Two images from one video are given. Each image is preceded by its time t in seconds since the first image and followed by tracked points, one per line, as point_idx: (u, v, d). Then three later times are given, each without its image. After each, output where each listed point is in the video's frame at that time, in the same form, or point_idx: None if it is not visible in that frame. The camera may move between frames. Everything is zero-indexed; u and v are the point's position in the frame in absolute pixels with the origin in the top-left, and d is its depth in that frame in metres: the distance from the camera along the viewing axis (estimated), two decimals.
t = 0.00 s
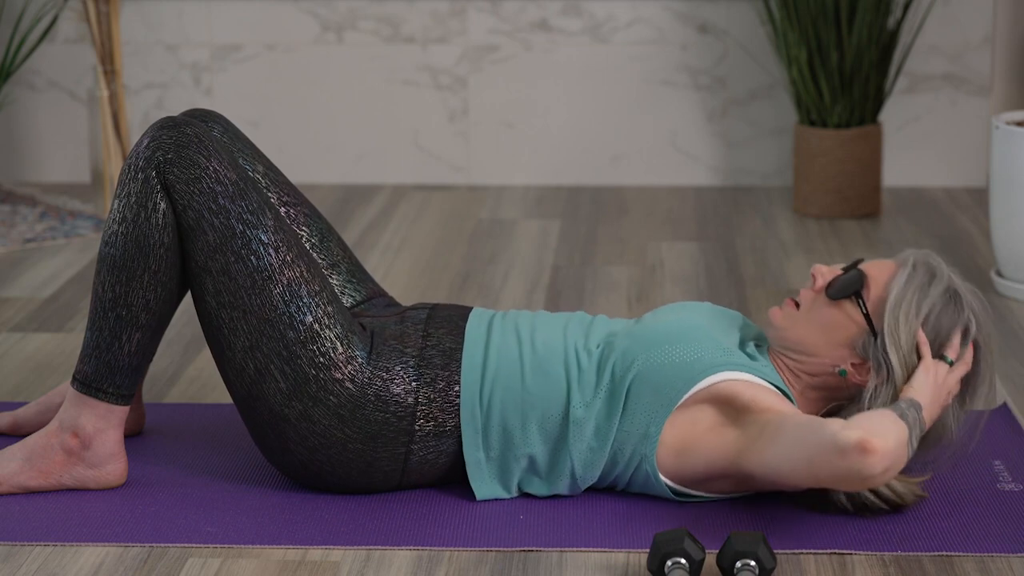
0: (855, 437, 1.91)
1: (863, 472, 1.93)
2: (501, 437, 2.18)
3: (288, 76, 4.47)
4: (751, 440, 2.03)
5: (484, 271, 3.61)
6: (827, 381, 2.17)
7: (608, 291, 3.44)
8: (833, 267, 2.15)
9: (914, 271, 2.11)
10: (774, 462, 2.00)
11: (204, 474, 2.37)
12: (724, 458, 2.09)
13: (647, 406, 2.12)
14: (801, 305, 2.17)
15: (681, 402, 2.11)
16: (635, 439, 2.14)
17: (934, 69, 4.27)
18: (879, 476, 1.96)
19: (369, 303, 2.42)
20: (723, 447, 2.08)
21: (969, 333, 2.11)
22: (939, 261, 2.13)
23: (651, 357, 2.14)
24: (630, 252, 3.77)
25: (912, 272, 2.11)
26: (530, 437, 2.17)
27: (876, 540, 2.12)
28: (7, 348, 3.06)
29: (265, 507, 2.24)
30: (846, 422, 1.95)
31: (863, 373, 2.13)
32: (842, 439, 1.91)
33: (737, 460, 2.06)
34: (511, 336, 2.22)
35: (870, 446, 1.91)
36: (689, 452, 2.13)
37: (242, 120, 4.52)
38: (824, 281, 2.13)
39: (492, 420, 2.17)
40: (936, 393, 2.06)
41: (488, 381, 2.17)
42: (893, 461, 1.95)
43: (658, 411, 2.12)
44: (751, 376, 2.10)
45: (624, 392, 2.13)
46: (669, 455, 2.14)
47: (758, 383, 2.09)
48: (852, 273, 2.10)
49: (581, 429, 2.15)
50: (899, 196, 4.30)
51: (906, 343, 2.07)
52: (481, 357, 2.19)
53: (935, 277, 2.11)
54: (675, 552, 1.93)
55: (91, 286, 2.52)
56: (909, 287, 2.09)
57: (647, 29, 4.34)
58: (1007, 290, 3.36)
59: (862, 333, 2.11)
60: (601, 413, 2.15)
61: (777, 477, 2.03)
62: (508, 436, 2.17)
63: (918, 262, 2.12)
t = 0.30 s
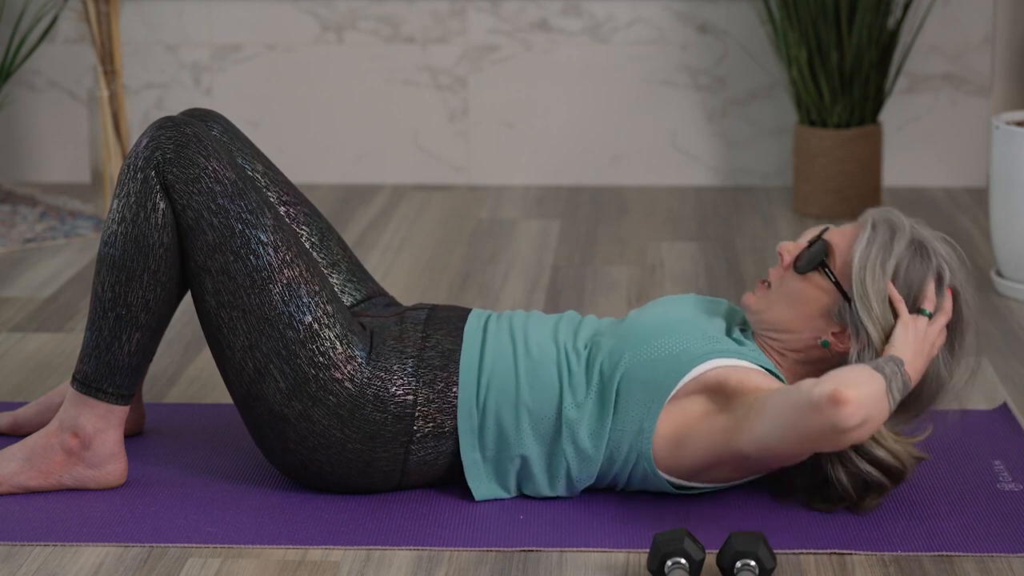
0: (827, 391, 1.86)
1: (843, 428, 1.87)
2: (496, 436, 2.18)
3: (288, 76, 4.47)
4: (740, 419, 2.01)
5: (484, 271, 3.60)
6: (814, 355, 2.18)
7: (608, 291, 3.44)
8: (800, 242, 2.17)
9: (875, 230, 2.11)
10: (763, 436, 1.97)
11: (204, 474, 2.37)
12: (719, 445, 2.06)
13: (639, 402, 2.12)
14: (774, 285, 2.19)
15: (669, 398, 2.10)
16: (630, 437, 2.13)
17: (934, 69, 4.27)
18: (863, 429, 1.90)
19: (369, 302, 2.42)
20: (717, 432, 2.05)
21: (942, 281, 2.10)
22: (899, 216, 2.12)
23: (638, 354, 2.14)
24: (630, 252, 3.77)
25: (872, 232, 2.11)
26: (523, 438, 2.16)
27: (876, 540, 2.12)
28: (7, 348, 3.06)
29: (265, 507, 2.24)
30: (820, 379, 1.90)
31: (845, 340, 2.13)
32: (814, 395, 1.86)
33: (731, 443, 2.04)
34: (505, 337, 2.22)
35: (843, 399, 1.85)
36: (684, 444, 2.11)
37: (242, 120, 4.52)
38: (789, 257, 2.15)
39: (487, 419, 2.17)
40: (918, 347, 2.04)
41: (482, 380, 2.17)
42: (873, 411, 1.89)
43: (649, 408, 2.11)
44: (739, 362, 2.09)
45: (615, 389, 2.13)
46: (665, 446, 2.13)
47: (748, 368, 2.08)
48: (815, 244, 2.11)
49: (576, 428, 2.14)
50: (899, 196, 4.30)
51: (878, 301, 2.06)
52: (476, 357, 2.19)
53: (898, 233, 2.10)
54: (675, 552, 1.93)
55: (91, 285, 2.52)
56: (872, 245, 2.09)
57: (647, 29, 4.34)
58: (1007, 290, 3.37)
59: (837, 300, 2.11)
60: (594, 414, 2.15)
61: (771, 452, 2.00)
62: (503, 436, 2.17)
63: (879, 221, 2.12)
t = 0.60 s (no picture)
0: (805, 371, 1.82)
1: (826, 406, 1.83)
2: (493, 437, 2.18)
3: (288, 76, 4.47)
4: (733, 406, 1.99)
5: (484, 271, 3.60)
6: (801, 335, 2.17)
7: (608, 291, 3.44)
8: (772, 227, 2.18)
9: (841, 203, 2.10)
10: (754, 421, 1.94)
11: (204, 475, 2.37)
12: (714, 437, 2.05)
13: (634, 400, 2.11)
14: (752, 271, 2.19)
15: (660, 392, 2.10)
16: (625, 435, 2.13)
17: (934, 69, 4.27)
18: (848, 406, 1.86)
19: (369, 302, 2.42)
20: (711, 420, 2.03)
21: (917, 245, 2.09)
22: (863, 185, 2.11)
23: (626, 350, 2.14)
24: (630, 252, 3.77)
25: (839, 206, 2.10)
26: (520, 439, 2.16)
27: (876, 540, 2.12)
28: (6, 348, 3.06)
29: (265, 507, 2.24)
30: (801, 359, 1.86)
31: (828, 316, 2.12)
32: (796, 373, 1.83)
33: (725, 431, 2.02)
34: (500, 338, 2.21)
35: (823, 375, 1.81)
36: (681, 434, 2.10)
37: (242, 120, 4.52)
38: (763, 242, 2.16)
39: (483, 420, 2.17)
40: (901, 313, 2.02)
41: (478, 380, 2.17)
42: (857, 387, 1.84)
43: (642, 405, 2.11)
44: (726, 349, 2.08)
45: (607, 388, 2.13)
46: (661, 447, 2.14)
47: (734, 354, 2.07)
48: (785, 225, 2.13)
49: (572, 428, 2.15)
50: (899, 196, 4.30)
51: (853, 273, 2.05)
52: (471, 358, 2.19)
53: (865, 202, 2.09)
54: (674, 552, 1.93)
55: (91, 285, 2.52)
56: (839, 218, 2.08)
57: (647, 29, 4.34)
58: (1007, 290, 3.37)
59: (816, 277, 2.11)
60: (588, 414, 2.15)
61: (766, 437, 1.97)
62: (499, 436, 2.17)
63: (843, 193, 2.12)
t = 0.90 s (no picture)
0: (783, 349, 1.85)
1: (808, 382, 1.85)
2: (492, 437, 2.18)
3: (288, 76, 4.47)
4: (727, 398, 2.02)
5: (484, 272, 3.60)
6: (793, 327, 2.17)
7: (608, 292, 3.44)
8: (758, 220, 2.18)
9: (824, 191, 2.10)
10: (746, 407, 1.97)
11: (205, 475, 2.37)
12: (710, 430, 2.07)
13: (630, 398, 2.11)
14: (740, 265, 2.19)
15: (658, 388, 2.10)
16: (622, 433, 2.13)
17: (934, 69, 4.27)
18: (830, 384, 1.88)
19: (369, 302, 2.42)
20: (706, 415, 2.06)
21: (903, 230, 2.09)
22: (844, 172, 2.11)
23: (621, 350, 2.13)
24: (630, 252, 3.77)
25: (822, 194, 2.10)
26: (518, 440, 2.16)
27: (876, 540, 2.12)
28: (6, 348, 3.06)
29: (265, 507, 2.23)
30: (781, 340, 1.89)
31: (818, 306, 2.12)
32: (774, 353, 1.86)
33: (721, 423, 2.04)
34: (499, 338, 2.21)
35: (801, 351, 1.83)
36: (677, 430, 2.12)
37: (242, 120, 4.52)
38: (750, 235, 2.16)
39: (482, 420, 2.17)
40: (888, 298, 2.02)
41: (476, 380, 2.17)
42: (836, 363, 1.86)
43: (637, 403, 2.11)
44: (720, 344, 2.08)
45: (603, 386, 2.13)
46: (659, 444, 2.15)
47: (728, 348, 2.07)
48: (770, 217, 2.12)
49: (570, 428, 2.14)
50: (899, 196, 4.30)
51: (840, 261, 2.05)
52: (469, 359, 2.18)
53: (847, 189, 2.09)
54: (674, 552, 1.93)
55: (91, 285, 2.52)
56: (823, 207, 2.08)
57: (647, 29, 4.34)
58: (1007, 290, 3.37)
59: (804, 268, 2.11)
60: (585, 413, 2.15)
61: (759, 422, 2.00)
62: (498, 436, 2.17)
63: (823, 181, 2.11)
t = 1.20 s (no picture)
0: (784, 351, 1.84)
1: (806, 385, 1.83)
2: (492, 437, 2.18)
3: (288, 76, 4.47)
4: (728, 400, 2.01)
5: (484, 272, 3.60)
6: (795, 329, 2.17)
7: (608, 292, 3.44)
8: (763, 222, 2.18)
9: (829, 194, 2.09)
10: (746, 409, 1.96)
11: (205, 475, 2.37)
12: (710, 433, 2.06)
13: (631, 399, 2.11)
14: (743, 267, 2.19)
15: (659, 391, 2.10)
16: (623, 434, 2.13)
17: (934, 69, 4.27)
18: (831, 387, 1.85)
19: (369, 302, 2.42)
20: (707, 417, 2.05)
21: (907, 235, 2.08)
22: (849, 175, 2.11)
23: (624, 349, 2.14)
24: (630, 252, 3.77)
25: (826, 198, 2.10)
26: (518, 440, 2.16)
27: (876, 540, 2.12)
28: (6, 348, 3.06)
29: (265, 507, 2.24)
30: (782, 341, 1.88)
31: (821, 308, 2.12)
32: (775, 356, 1.84)
33: (722, 425, 2.04)
34: (500, 339, 2.21)
35: (801, 354, 1.81)
36: (677, 432, 2.11)
37: (242, 120, 4.52)
38: (755, 236, 2.16)
39: (482, 419, 2.17)
40: (891, 301, 2.01)
41: (476, 380, 2.17)
42: (837, 365, 1.84)
43: (638, 403, 2.11)
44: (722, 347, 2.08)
45: (604, 386, 2.13)
46: (659, 444, 2.14)
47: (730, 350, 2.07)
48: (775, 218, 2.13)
49: (570, 428, 2.14)
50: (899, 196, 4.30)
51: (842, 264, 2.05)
52: (470, 358, 2.18)
53: (851, 192, 2.09)
54: (675, 552, 1.93)
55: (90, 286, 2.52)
56: (827, 210, 2.08)
57: (647, 29, 4.34)
58: (1007, 290, 3.37)
59: (807, 269, 2.11)
60: (586, 414, 2.15)
61: (760, 424, 1.99)
62: (499, 436, 2.17)
63: (828, 184, 2.11)
